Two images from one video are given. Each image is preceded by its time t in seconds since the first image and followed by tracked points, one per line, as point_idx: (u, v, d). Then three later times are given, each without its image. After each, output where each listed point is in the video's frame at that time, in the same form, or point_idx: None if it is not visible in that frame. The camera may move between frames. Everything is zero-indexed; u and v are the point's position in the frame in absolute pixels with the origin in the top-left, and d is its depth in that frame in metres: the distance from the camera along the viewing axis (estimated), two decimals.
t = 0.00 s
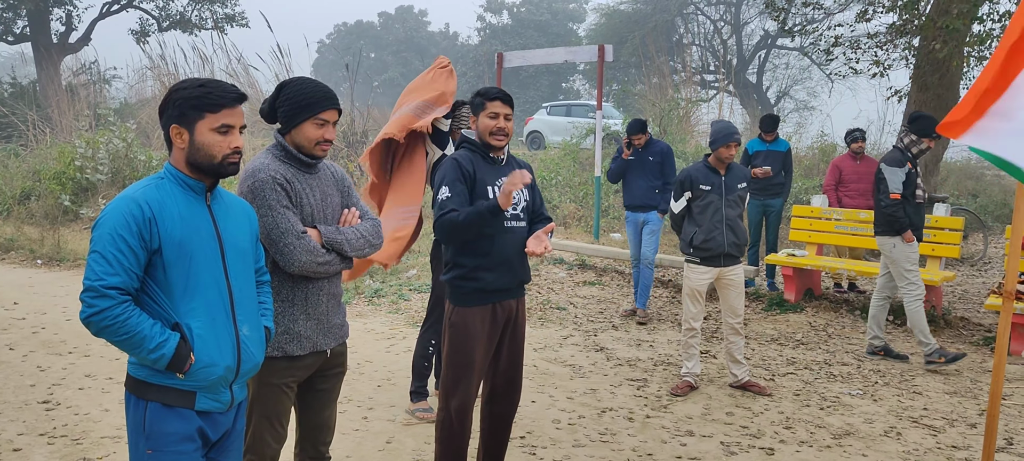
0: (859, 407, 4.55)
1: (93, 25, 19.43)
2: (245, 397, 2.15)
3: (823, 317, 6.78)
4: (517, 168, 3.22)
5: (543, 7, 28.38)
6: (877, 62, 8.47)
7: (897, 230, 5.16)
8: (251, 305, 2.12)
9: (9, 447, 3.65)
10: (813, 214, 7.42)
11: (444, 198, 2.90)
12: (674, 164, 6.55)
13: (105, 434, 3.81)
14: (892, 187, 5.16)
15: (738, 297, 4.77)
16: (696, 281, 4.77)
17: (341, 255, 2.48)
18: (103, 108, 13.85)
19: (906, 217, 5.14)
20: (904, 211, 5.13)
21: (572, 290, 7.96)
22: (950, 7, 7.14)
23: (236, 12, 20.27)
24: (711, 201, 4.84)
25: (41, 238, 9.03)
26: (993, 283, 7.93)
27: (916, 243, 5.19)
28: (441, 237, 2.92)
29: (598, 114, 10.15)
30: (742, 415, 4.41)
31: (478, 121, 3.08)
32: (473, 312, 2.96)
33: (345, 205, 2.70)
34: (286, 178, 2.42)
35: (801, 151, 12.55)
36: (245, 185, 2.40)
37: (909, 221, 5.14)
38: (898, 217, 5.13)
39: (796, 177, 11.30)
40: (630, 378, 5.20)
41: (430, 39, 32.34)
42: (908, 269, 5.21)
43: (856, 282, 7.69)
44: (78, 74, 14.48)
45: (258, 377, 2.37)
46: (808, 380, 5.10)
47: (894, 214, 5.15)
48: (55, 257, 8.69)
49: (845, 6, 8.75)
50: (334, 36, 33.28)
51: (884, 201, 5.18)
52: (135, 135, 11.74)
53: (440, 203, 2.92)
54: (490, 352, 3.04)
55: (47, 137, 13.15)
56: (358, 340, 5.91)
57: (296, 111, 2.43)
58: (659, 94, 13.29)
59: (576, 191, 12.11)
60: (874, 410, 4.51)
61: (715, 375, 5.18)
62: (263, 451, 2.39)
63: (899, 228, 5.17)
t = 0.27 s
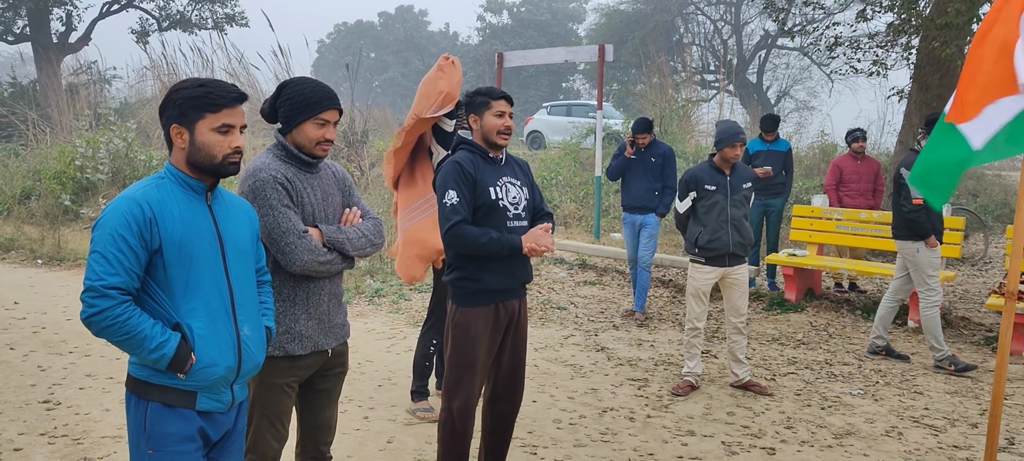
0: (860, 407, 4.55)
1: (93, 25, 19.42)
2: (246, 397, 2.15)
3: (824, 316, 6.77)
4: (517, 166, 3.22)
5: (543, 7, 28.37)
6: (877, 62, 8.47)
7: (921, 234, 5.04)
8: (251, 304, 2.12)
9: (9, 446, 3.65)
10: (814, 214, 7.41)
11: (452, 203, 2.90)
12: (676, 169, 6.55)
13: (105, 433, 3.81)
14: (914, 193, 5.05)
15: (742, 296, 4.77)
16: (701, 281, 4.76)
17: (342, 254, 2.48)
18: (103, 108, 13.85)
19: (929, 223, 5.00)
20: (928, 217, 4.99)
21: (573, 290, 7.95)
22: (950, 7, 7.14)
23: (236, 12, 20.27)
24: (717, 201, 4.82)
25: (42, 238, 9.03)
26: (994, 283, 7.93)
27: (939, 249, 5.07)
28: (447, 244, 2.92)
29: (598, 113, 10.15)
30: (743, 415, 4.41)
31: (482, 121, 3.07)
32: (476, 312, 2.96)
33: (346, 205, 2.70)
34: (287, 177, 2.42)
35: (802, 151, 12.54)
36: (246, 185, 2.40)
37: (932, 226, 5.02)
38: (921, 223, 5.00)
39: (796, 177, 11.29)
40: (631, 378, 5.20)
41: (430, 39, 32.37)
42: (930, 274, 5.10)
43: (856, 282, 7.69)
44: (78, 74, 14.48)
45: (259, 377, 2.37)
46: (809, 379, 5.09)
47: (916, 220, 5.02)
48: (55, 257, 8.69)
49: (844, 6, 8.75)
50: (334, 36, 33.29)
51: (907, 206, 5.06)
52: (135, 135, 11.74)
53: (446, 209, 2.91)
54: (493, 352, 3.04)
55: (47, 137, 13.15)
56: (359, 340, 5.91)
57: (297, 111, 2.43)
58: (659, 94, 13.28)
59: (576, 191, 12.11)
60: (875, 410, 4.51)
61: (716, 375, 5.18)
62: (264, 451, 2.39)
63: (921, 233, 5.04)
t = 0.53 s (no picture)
0: (862, 407, 4.54)
1: (93, 25, 19.42)
2: (247, 396, 2.14)
3: (825, 316, 6.76)
4: (516, 165, 3.22)
5: (543, 7, 28.37)
6: (878, 61, 8.47)
7: (945, 235, 4.97)
8: (253, 304, 2.12)
9: (10, 445, 3.65)
10: (815, 213, 7.39)
11: (455, 203, 2.89)
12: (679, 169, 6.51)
13: (107, 432, 3.81)
14: (941, 193, 4.96)
15: (745, 296, 4.76)
16: (705, 280, 4.76)
17: (344, 253, 2.47)
18: (104, 107, 13.86)
19: (955, 223, 4.94)
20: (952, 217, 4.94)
21: (574, 289, 7.95)
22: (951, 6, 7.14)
23: (237, 12, 20.27)
24: (721, 200, 4.82)
25: (42, 237, 9.03)
26: (995, 283, 7.92)
27: (962, 250, 5.02)
28: (450, 245, 2.91)
29: (599, 113, 10.14)
30: (744, 414, 4.40)
31: (480, 120, 3.06)
32: (480, 312, 2.96)
33: (348, 204, 2.69)
34: (289, 176, 2.42)
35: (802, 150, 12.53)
36: (247, 184, 2.39)
37: (957, 227, 4.95)
38: (947, 223, 4.94)
39: (797, 177, 11.28)
40: (632, 377, 5.19)
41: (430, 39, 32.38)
42: (951, 275, 5.04)
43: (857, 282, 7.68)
44: (79, 73, 14.49)
45: (261, 376, 2.36)
46: (811, 379, 5.09)
47: (942, 220, 4.95)
48: (56, 256, 8.69)
49: (845, 6, 8.74)
50: (335, 35, 33.29)
51: (932, 207, 4.98)
52: (136, 134, 11.74)
53: (449, 210, 2.90)
54: (496, 352, 3.03)
55: (47, 136, 13.15)
56: (360, 339, 5.91)
57: (299, 110, 2.42)
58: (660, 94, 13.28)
59: (577, 190, 12.10)
60: (877, 409, 4.50)
61: (717, 375, 5.18)
62: (266, 450, 2.39)
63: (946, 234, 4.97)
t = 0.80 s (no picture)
0: (861, 407, 4.54)
1: (92, 25, 19.41)
2: (247, 396, 2.14)
3: (824, 316, 6.77)
4: (513, 165, 3.22)
5: (542, 7, 28.36)
6: (878, 61, 8.47)
7: (957, 238, 4.95)
8: (252, 303, 2.11)
9: (9, 446, 3.65)
10: (814, 213, 7.39)
11: (450, 204, 2.89)
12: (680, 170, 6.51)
13: (106, 433, 3.81)
14: (953, 195, 4.93)
15: (745, 297, 4.76)
16: (704, 281, 4.76)
17: (343, 253, 2.47)
18: (103, 107, 13.85)
19: (967, 227, 4.93)
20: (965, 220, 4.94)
21: (573, 290, 7.95)
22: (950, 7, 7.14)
23: (236, 12, 20.27)
24: (721, 200, 4.82)
25: (41, 238, 9.02)
26: (995, 283, 7.93)
27: (974, 253, 5.00)
28: (447, 247, 2.91)
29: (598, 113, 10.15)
30: (743, 414, 4.41)
31: (477, 120, 3.06)
32: (478, 312, 2.96)
33: (347, 204, 2.70)
34: (289, 176, 2.42)
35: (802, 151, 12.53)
36: (247, 184, 2.40)
37: (970, 230, 4.94)
38: (959, 227, 4.93)
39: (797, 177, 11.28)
40: (631, 377, 5.19)
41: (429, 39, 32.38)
42: (959, 276, 5.02)
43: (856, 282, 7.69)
44: (78, 74, 14.49)
45: (260, 376, 2.36)
46: (810, 379, 5.09)
47: (954, 224, 4.95)
48: (55, 256, 8.69)
49: (845, 6, 8.73)
50: (334, 36, 33.29)
51: (945, 210, 4.97)
52: (135, 134, 11.74)
53: (445, 211, 2.91)
54: (494, 352, 3.04)
55: (46, 137, 13.14)
56: (359, 339, 5.91)
57: (298, 109, 2.43)
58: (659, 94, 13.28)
59: (576, 191, 12.10)
60: (876, 409, 4.51)
61: (716, 375, 5.18)
62: (264, 450, 2.39)
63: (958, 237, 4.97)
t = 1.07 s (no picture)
0: (860, 407, 4.55)
1: (93, 25, 19.42)
2: (247, 396, 2.15)
3: (823, 316, 6.77)
4: (510, 166, 3.23)
5: (542, 7, 28.36)
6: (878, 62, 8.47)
7: (966, 240, 4.97)
8: (252, 303, 2.12)
9: (9, 446, 3.65)
10: (814, 214, 7.40)
11: (445, 204, 2.89)
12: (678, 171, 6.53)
13: (105, 432, 3.81)
14: (963, 197, 4.94)
15: (744, 298, 4.77)
16: (703, 282, 4.76)
17: (343, 254, 2.48)
18: (103, 108, 13.86)
19: (976, 229, 4.93)
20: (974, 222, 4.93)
21: (573, 290, 7.96)
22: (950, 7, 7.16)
23: (236, 13, 20.28)
24: (719, 201, 4.83)
25: (41, 238, 9.02)
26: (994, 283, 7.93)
27: (982, 255, 5.02)
28: (442, 246, 2.91)
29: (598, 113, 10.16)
30: (743, 414, 4.41)
31: (474, 121, 3.06)
32: (475, 312, 2.96)
33: (347, 204, 2.70)
34: (288, 176, 2.42)
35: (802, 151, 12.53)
36: (246, 184, 2.40)
37: (979, 232, 4.95)
38: (968, 228, 4.93)
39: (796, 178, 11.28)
40: (631, 377, 5.20)
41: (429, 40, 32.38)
42: (965, 277, 5.04)
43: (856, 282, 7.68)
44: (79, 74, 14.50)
45: (259, 376, 2.37)
46: (809, 379, 5.10)
47: (963, 225, 4.94)
48: (55, 257, 8.69)
49: (845, 6, 8.73)
50: (334, 36, 33.30)
51: (954, 211, 4.97)
52: (135, 134, 11.74)
53: (440, 210, 2.91)
54: (491, 352, 3.04)
55: (46, 136, 13.13)
56: (359, 339, 5.91)
57: (298, 110, 2.43)
58: (659, 94, 13.29)
59: (576, 191, 12.11)
60: (874, 409, 4.51)
61: (716, 375, 5.18)
62: (264, 450, 2.39)
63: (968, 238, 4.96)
